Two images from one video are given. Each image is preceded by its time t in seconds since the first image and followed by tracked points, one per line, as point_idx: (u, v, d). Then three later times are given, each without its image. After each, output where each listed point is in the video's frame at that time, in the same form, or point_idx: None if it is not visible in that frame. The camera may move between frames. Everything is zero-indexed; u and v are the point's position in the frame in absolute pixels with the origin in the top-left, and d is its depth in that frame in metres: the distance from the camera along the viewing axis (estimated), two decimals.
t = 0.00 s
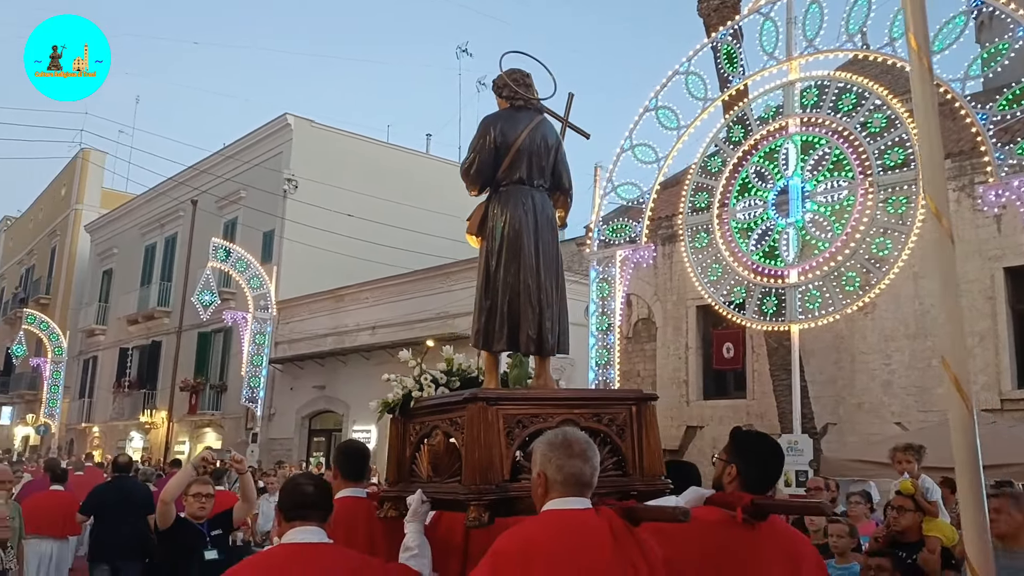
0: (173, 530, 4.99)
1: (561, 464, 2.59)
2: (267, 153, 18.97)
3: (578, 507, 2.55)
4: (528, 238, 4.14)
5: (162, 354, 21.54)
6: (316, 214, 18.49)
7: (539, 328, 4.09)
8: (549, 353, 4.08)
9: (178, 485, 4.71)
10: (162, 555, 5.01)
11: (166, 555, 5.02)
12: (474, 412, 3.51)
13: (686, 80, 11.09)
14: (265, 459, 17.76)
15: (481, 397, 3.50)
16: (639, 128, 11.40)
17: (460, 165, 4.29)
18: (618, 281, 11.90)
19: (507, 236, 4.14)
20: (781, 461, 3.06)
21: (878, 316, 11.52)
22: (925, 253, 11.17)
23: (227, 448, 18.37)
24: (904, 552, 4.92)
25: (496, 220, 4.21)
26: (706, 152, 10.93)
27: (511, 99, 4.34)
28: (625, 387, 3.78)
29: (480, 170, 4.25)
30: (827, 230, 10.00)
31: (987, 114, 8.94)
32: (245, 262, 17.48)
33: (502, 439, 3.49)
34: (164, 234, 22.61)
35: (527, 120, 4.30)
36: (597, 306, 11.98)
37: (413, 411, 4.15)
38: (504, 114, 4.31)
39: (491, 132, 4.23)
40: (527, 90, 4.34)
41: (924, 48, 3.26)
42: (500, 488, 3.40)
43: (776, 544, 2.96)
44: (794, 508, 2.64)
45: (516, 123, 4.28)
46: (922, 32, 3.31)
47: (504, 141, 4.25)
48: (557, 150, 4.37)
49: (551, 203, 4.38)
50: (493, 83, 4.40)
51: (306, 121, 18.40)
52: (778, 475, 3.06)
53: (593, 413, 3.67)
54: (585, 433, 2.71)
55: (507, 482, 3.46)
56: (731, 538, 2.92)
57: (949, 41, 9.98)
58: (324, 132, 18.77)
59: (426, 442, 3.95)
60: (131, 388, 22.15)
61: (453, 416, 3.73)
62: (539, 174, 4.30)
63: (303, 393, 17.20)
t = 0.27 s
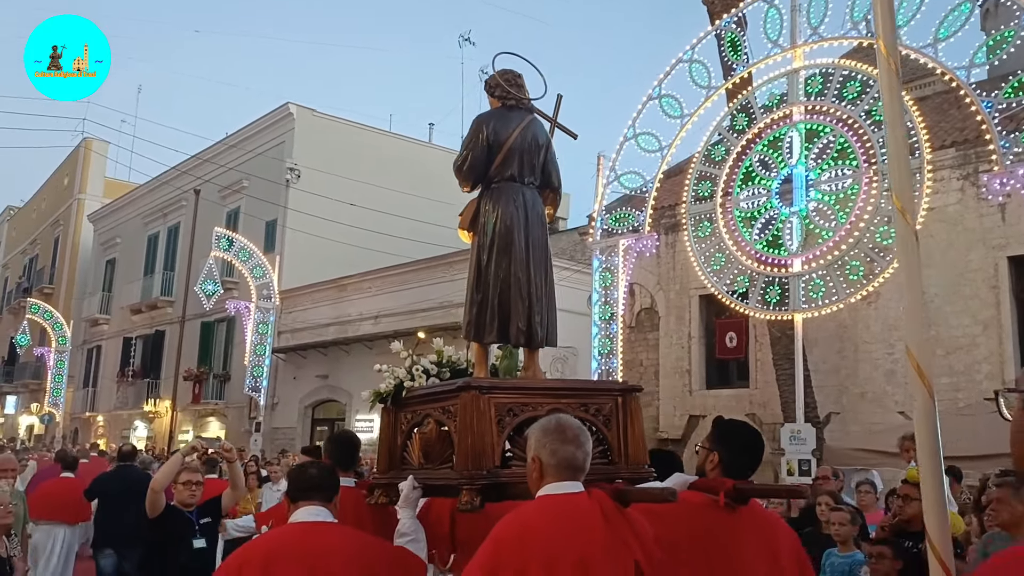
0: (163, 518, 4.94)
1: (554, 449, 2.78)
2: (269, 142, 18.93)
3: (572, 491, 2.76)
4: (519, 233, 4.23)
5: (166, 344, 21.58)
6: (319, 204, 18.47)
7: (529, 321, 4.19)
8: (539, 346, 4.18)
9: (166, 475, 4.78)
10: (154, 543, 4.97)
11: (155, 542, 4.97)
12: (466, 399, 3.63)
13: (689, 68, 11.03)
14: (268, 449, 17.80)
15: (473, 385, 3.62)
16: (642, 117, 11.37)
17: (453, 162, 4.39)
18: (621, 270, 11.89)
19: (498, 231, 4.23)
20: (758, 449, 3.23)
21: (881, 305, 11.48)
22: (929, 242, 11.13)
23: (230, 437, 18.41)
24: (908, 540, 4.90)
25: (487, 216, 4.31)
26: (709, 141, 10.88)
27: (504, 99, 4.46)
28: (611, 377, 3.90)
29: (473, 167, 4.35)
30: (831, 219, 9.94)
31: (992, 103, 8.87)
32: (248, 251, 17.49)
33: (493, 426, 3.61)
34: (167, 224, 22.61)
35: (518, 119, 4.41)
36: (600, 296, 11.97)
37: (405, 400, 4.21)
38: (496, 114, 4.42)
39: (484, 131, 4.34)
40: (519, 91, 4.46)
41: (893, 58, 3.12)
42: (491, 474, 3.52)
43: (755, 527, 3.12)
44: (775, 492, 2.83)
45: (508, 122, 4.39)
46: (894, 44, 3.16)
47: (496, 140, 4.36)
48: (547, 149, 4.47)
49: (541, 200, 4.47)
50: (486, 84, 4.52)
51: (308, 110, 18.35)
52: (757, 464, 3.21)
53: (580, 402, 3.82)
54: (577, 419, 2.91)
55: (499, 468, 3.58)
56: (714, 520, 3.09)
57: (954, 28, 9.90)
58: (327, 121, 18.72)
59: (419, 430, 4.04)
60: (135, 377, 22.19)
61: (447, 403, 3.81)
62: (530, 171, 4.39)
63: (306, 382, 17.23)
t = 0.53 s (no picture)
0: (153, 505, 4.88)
1: (537, 438, 2.87)
2: (273, 132, 18.91)
3: (558, 478, 2.83)
4: (517, 231, 4.24)
5: (171, 334, 21.63)
6: (323, 193, 18.46)
7: (523, 316, 4.20)
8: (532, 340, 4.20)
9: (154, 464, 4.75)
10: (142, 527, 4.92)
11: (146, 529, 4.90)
12: (460, 384, 3.62)
13: (694, 56, 10.99)
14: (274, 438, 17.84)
15: (467, 370, 3.61)
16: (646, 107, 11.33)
17: (456, 158, 4.37)
18: (626, 259, 11.86)
19: (497, 228, 4.24)
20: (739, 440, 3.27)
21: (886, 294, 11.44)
22: (934, 231, 11.08)
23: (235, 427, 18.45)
24: (913, 528, 4.89)
25: (487, 212, 4.30)
26: (714, 129, 10.81)
27: (509, 99, 4.44)
28: (599, 372, 3.99)
29: (474, 163, 4.33)
30: (836, 208, 9.94)
31: (999, 90, 8.83)
32: (253, 241, 17.48)
33: (485, 413, 3.62)
34: (171, 214, 22.63)
35: (522, 119, 4.40)
36: (604, 285, 11.96)
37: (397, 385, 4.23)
38: (501, 113, 4.41)
39: (488, 128, 4.32)
40: (523, 92, 4.45)
41: (852, 66, 3.04)
42: (481, 458, 3.51)
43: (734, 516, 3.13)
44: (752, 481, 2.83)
45: (513, 121, 4.37)
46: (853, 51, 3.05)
47: (499, 138, 4.34)
48: (548, 150, 4.48)
49: (538, 200, 4.48)
50: (492, 83, 4.50)
51: (311, 100, 18.32)
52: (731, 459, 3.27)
53: (568, 393, 3.88)
54: (560, 411, 3.02)
55: (488, 454, 3.57)
56: (693, 509, 3.07)
57: (961, 15, 9.84)
58: (330, 111, 18.71)
59: (409, 415, 4.03)
60: (140, 367, 22.25)
61: (439, 390, 3.83)
62: (530, 170, 4.40)
63: (311, 372, 17.25)
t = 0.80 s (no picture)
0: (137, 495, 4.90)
1: (528, 431, 3.01)
2: (278, 126, 18.92)
3: (547, 469, 2.99)
4: (503, 226, 4.27)
5: (177, 328, 21.71)
6: (328, 186, 18.48)
7: (510, 309, 4.22)
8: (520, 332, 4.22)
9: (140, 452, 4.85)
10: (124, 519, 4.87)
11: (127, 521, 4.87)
12: (450, 377, 3.63)
13: (699, 47, 10.95)
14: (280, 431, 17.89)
15: (456, 364, 3.63)
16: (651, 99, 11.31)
17: (441, 153, 4.39)
18: (630, 252, 11.85)
19: (483, 222, 4.25)
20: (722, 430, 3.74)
21: (892, 287, 11.40)
22: (940, 223, 11.03)
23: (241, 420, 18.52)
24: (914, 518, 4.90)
25: (473, 207, 4.32)
26: (718, 122, 10.78)
27: (493, 95, 4.44)
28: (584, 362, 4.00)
29: (460, 159, 4.36)
30: (842, 199, 9.87)
31: (1006, 80, 8.78)
32: (257, 236, 17.46)
33: (475, 405, 3.63)
34: (176, 208, 22.68)
35: (506, 115, 4.41)
36: (609, 277, 11.95)
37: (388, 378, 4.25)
38: (485, 108, 4.41)
39: (473, 124, 4.33)
40: (506, 87, 4.45)
41: (787, 89, 3.33)
42: (472, 449, 3.51)
43: (716, 497, 3.60)
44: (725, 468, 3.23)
45: (497, 117, 4.38)
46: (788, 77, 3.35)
47: (484, 133, 4.35)
48: (531, 145, 4.50)
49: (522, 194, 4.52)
50: (476, 78, 4.50)
51: (316, 94, 18.32)
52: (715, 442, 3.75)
53: (555, 386, 3.88)
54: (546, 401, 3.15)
55: (479, 445, 3.57)
56: (678, 494, 3.56)
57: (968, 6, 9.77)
58: (335, 104, 18.71)
59: (402, 408, 4.04)
60: (147, 361, 22.34)
61: (430, 383, 3.84)
62: (514, 166, 4.43)
63: (316, 366, 17.30)
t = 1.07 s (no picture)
0: (130, 495, 4.89)
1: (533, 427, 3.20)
2: (286, 128, 18.98)
3: (546, 465, 3.20)
4: (487, 227, 4.37)
5: (188, 330, 21.81)
6: (336, 187, 18.51)
7: (500, 307, 4.33)
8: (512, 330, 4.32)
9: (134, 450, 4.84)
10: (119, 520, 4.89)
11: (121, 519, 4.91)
12: (446, 383, 3.68)
13: (707, 43, 10.94)
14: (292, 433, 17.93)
15: (451, 371, 3.67)
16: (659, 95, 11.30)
17: (422, 159, 4.50)
18: (640, 248, 11.82)
19: (467, 224, 4.37)
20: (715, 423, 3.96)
21: (903, 281, 11.33)
22: (952, 216, 10.95)
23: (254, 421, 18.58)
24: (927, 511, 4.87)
25: (456, 210, 4.43)
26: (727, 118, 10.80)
27: (468, 98, 4.53)
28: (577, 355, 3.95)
29: (441, 164, 4.48)
30: (851, 193, 9.80)
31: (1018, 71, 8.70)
32: (267, 237, 17.55)
33: (470, 407, 3.65)
34: (187, 211, 22.77)
35: (483, 117, 4.51)
36: (619, 275, 11.92)
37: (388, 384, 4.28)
38: (461, 112, 4.51)
39: (450, 129, 4.44)
40: (482, 89, 4.53)
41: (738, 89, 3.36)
42: (473, 453, 3.55)
43: (707, 489, 3.97)
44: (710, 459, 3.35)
45: (473, 120, 4.48)
46: (741, 80, 3.32)
47: (462, 138, 4.47)
48: (509, 144, 4.61)
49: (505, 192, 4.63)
50: (451, 82, 4.58)
51: (324, 95, 18.33)
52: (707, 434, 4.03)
53: (550, 381, 3.86)
54: (549, 398, 3.33)
55: (479, 447, 3.62)
56: (672, 485, 3.90)
57: None
58: (343, 105, 18.76)
59: (402, 412, 4.07)
60: (159, 363, 22.44)
61: (428, 388, 3.87)
62: (494, 166, 4.54)
63: (327, 366, 17.32)
